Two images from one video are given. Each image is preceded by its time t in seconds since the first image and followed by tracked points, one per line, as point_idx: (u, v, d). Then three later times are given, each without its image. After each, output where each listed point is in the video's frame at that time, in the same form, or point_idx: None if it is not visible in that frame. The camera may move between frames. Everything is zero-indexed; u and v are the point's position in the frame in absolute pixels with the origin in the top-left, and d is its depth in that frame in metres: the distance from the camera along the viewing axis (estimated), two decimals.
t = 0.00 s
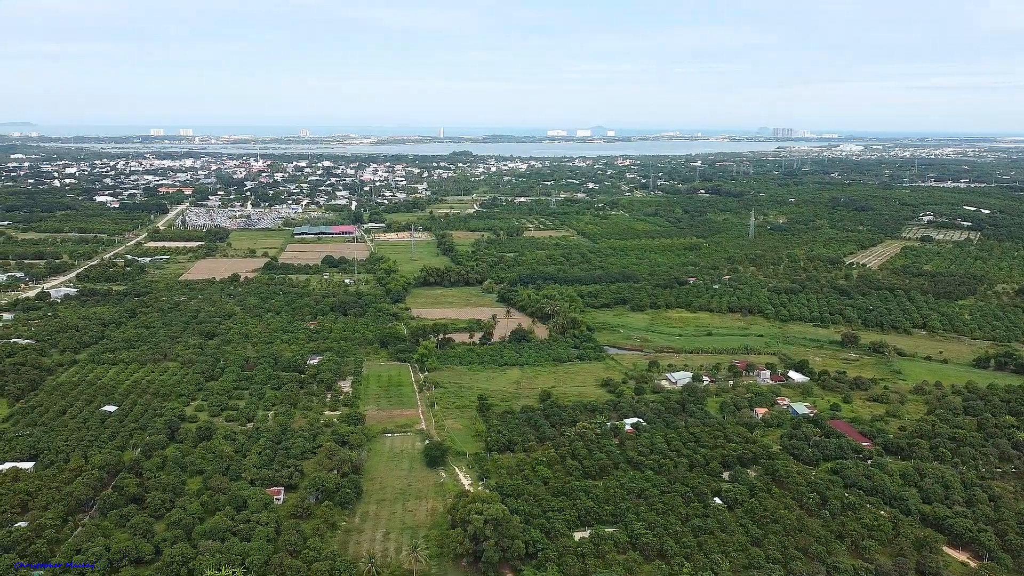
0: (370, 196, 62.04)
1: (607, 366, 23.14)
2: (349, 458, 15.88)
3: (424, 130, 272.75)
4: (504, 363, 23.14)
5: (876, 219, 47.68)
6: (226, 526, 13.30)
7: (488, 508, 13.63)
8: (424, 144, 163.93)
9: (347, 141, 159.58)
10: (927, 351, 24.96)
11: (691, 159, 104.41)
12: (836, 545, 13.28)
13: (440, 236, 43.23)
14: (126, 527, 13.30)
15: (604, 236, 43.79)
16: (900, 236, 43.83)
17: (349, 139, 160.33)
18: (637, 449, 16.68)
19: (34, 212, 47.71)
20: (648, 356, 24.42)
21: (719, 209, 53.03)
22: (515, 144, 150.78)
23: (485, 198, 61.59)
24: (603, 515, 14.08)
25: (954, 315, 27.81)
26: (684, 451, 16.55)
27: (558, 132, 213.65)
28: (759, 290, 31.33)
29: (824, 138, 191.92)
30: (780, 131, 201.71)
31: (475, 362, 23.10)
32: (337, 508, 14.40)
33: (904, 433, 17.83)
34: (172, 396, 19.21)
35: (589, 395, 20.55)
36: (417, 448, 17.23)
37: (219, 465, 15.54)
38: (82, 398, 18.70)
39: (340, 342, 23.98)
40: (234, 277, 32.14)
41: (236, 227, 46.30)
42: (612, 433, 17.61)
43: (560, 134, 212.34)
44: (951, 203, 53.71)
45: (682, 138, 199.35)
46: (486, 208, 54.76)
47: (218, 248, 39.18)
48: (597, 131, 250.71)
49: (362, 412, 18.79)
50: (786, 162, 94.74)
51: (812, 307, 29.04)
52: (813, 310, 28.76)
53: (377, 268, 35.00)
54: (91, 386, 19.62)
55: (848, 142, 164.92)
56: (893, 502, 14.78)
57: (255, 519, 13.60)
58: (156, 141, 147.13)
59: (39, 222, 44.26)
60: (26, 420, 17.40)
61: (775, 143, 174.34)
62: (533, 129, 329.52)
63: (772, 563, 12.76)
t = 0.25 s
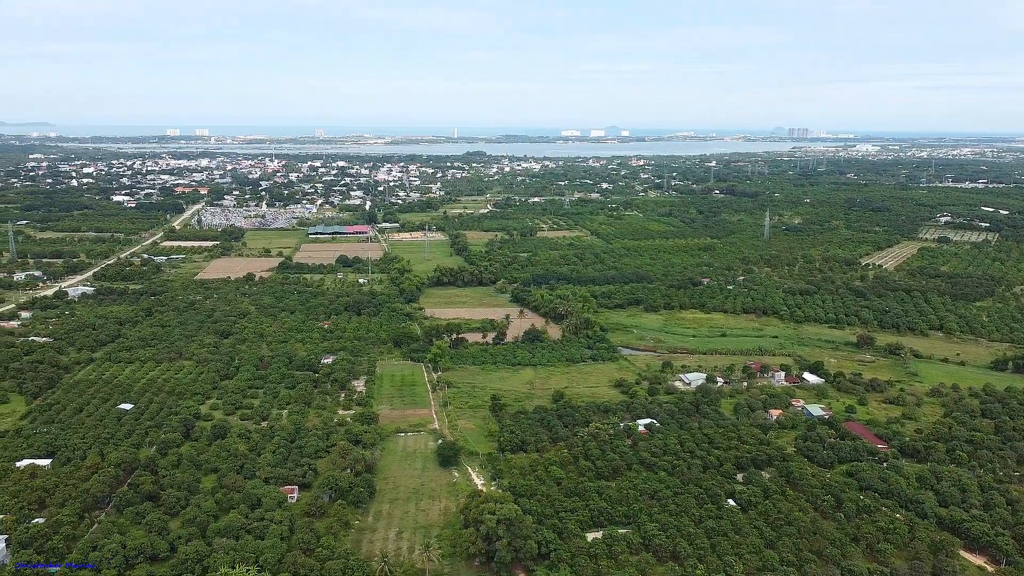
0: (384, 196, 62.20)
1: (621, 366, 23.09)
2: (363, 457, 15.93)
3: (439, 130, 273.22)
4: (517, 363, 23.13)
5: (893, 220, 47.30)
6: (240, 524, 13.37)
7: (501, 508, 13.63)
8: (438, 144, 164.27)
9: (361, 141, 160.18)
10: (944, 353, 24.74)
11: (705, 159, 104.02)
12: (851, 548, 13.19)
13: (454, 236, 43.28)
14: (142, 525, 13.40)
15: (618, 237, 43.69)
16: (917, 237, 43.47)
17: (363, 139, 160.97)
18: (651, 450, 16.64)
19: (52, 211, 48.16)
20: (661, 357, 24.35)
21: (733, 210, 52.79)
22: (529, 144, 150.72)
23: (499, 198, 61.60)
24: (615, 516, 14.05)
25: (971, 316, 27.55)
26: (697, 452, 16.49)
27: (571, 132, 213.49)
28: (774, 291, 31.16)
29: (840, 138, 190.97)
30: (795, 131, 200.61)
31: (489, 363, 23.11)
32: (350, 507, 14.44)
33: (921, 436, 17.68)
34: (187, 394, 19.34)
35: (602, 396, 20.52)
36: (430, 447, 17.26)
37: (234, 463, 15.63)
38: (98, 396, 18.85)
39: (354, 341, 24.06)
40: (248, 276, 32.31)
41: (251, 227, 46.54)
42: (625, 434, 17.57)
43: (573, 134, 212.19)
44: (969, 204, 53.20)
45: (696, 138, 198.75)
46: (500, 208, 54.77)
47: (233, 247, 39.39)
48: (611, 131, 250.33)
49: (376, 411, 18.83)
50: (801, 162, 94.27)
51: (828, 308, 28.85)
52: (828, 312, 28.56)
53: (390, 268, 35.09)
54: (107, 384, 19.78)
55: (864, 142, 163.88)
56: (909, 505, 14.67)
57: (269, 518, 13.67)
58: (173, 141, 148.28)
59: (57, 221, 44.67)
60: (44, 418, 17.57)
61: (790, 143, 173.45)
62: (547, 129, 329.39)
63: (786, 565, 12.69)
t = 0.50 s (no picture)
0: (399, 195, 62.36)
1: (634, 367, 23.04)
2: (376, 457, 15.98)
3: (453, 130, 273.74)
4: (531, 364, 23.13)
5: (910, 221, 46.93)
6: (255, 523, 13.44)
7: (513, 508, 13.63)
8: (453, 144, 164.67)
9: (376, 141, 160.86)
10: (961, 355, 24.51)
11: (720, 159, 103.61)
12: (867, 551, 13.09)
13: (467, 236, 43.33)
14: (157, 522, 13.50)
15: (632, 237, 43.59)
16: (934, 238, 43.11)
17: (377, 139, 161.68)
18: (664, 451, 16.58)
19: (70, 211, 48.64)
20: (675, 357, 24.27)
21: (748, 210, 52.56)
22: (543, 145, 150.80)
23: (513, 198, 61.61)
24: (629, 517, 14.01)
25: (989, 318, 27.28)
26: (711, 454, 16.42)
27: (586, 133, 213.41)
28: (789, 292, 30.99)
29: (856, 138, 189.90)
30: (811, 131, 199.59)
31: (502, 363, 23.11)
32: (364, 506, 14.49)
33: (937, 438, 17.53)
34: (202, 393, 19.47)
35: (616, 396, 20.48)
36: (443, 447, 17.28)
37: (248, 461, 15.72)
38: (115, 394, 19.02)
39: (367, 341, 24.14)
40: (264, 275, 32.49)
41: (266, 226, 46.80)
42: (638, 435, 17.52)
43: (588, 134, 212.08)
44: (988, 205, 52.72)
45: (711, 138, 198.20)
46: (514, 208, 54.79)
47: (248, 247, 39.61)
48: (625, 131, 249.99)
49: (389, 411, 18.88)
50: (817, 162, 93.76)
51: (843, 310, 28.66)
52: (844, 313, 28.38)
53: (405, 268, 35.18)
54: (124, 382, 19.96)
55: (881, 142, 162.86)
56: (925, 508, 14.54)
57: (283, 516, 13.73)
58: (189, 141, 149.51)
59: (75, 220, 45.07)
60: (61, 415, 17.75)
61: (806, 143, 172.54)
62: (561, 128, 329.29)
63: (800, 568, 12.63)
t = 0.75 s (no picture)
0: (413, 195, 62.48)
1: (648, 368, 22.97)
2: (389, 456, 16.02)
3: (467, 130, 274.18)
4: (544, 364, 23.12)
5: (927, 222, 46.54)
6: (269, 521, 13.51)
7: (526, 509, 13.62)
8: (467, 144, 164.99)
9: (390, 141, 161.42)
10: (979, 357, 24.27)
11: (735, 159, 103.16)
12: (882, 554, 12.99)
13: (481, 236, 43.36)
14: (173, 520, 13.59)
15: (646, 237, 43.48)
16: (952, 239, 42.73)
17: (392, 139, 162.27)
18: (678, 452, 16.52)
19: (88, 210, 49.07)
20: (689, 358, 24.17)
21: (763, 211, 52.32)
22: (558, 145, 150.85)
23: (527, 198, 61.60)
24: (642, 518, 13.97)
25: (1008, 321, 27.00)
26: (725, 456, 16.35)
27: (600, 133, 213.18)
28: (805, 293, 30.80)
29: (873, 138, 188.76)
30: (827, 131, 198.45)
31: (515, 363, 23.10)
32: (377, 506, 14.53)
33: (955, 441, 17.37)
34: (217, 391, 19.58)
35: (629, 397, 20.43)
36: (456, 447, 17.30)
37: (263, 460, 15.79)
38: (131, 392, 19.16)
39: (381, 341, 24.20)
40: (278, 274, 32.66)
41: (281, 226, 47.03)
42: (651, 436, 17.46)
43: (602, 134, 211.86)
44: (1007, 205, 52.20)
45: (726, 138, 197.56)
46: (528, 208, 54.77)
47: (263, 246, 39.82)
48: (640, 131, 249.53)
49: (403, 411, 18.91)
50: (833, 163, 93.24)
51: (859, 311, 28.45)
52: (860, 314, 28.18)
53: (418, 268, 35.26)
54: (140, 381, 20.11)
55: (898, 141, 161.77)
56: (942, 512, 14.41)
57: (297, 515, 13.78)
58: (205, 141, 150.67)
59: (92, 220, 45.44)
60: (78, 413, 17.90)
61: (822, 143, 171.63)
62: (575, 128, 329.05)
63: (814, 571, 12.55)
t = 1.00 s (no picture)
0: (427, 196, 62.58)
1: (662, 369, 22.91)
2: (402, 456, 16.06)
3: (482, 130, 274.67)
4: (557, 364, 23.10)
5: (945, 223, 46.13)
6: (283, 520, 13.57)
7: (539, 509, 13.61)
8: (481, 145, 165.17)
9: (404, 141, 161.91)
10: (997, 360, 24.03)
11: (750, 160, 102.69)
12: (898, 557, 12.89)
13: (495, 236, 43.37)
14: (187, 517, 13.69)
15: (660, 238, 43.36)
16: (969, 240, 42.34)
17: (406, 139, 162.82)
18: (692, 453, 16.46)
19: (105, 210, 49.50)
20: (703, 360, 24.09)
21: (778, 211, 52.05)
22: (572, 145, 150.77)
23: (541, 199, 61.58)
24: (655, 520, 13.93)
25: None
26: (739, 457, 16.28)
27: (614, 133, 212.91)
28: (820, 294, 30.61)
29: (890, 138, 187.79)
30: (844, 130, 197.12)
31: (529, 363, 23.11)
32: (391, 505, 14.57)
33: (972, 444, 17.21)
34: (232, 390, 19.70)
35: (643, 398, 20.38)
36: (469, 447, 17.31)
37: (277, 459, 15.87)
38: (147, 391, 19.30)
39: (395, 340, 24.27)
40: (293, 274, 32.82)
41: (296, 226, 47.26)
42: (665, 437, 17.41)
43: (616, 134, 211.70)
44: None
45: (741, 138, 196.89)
46: (542, 208, 54.75)
47: (278, 246, 40.02)
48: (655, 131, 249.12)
49: (416, 410, 18.95)
50: (849, 163, 92.62)
51: (875, 313, 28.24)
52: (876, 316, 27.98)
53: (432, 268, 35.33)
54: (156, 379, 20.27)
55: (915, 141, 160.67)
56: (959, 516, 14.28)
57: (310, 513, 13.84)
58: (220, 141, 151.61)
59: (109, 219, 45.82)
60: (96, 411, 18.06)
61: (838, 143, 170.72)
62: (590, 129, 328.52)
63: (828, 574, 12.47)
